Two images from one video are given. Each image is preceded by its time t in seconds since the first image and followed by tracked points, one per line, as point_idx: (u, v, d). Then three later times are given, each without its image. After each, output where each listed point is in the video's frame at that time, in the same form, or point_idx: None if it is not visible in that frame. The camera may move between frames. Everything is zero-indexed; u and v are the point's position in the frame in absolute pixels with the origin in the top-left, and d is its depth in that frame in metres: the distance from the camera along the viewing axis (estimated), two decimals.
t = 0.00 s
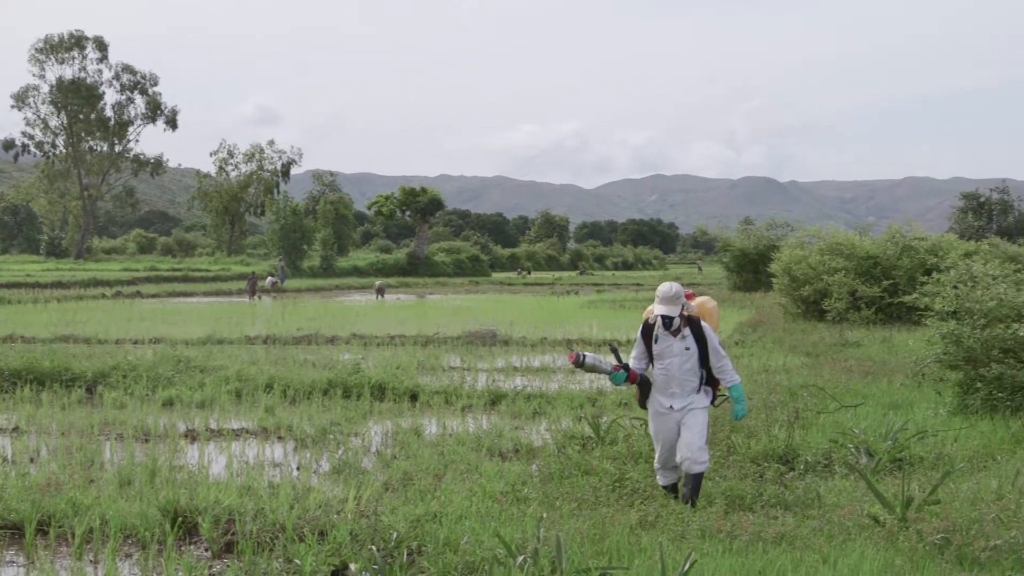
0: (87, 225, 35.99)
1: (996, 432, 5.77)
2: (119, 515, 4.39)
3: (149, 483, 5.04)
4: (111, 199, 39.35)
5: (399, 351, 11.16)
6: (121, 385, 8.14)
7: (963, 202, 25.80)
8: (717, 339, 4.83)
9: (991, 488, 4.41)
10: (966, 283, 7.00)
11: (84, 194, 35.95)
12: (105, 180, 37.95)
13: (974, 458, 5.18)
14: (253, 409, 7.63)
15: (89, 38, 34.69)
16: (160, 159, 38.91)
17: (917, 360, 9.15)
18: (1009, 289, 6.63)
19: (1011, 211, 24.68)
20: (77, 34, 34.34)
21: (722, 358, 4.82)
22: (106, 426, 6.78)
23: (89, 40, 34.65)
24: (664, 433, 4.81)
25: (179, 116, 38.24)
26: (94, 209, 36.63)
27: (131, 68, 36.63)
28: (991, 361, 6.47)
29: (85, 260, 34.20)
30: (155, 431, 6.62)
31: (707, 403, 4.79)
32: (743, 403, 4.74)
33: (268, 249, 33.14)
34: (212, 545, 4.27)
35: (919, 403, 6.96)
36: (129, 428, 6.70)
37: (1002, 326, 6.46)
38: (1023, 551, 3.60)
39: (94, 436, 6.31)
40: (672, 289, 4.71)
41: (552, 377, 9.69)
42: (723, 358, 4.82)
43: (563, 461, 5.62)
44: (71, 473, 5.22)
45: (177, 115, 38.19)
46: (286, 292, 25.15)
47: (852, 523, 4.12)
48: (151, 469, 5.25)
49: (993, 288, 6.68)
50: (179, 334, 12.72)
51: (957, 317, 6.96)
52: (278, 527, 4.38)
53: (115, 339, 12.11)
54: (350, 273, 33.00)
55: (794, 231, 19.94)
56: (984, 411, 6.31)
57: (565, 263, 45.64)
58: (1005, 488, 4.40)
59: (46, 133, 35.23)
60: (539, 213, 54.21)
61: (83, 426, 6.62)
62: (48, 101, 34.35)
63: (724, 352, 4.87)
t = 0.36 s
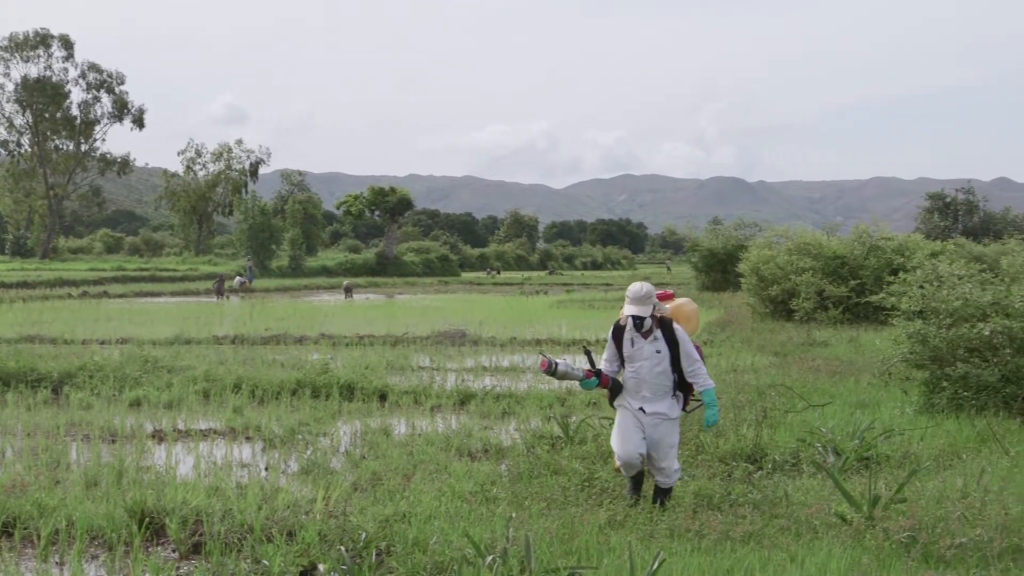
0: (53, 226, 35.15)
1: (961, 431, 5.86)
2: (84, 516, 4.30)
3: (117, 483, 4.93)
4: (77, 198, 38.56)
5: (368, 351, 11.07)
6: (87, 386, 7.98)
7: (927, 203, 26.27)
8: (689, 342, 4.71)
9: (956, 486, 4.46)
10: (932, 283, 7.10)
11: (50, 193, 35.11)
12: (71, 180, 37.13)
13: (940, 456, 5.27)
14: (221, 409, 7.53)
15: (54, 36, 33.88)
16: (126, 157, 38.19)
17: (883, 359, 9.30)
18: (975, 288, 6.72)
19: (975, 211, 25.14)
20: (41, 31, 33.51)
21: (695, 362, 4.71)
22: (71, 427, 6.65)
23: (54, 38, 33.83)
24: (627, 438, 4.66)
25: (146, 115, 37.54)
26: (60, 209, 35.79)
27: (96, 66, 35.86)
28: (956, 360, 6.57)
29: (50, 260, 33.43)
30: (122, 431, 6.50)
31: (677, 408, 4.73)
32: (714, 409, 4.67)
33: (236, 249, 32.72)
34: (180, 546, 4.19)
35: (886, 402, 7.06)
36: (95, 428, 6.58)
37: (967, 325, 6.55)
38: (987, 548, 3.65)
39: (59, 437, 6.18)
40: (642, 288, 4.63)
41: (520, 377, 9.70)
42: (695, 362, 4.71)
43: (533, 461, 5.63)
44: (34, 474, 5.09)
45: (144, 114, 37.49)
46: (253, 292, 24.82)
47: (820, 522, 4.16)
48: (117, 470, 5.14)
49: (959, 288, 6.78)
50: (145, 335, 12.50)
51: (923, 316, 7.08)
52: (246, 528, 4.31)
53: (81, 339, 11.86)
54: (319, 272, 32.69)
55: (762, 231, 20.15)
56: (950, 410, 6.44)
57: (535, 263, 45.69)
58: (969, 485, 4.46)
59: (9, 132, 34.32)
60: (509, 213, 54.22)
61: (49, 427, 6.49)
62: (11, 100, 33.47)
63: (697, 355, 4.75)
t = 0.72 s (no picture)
0: (14, 226, 34.25)
1: (925, 429, 5.96)
2: (48, 518, 4.20)
3: (81, 484, 4.82)
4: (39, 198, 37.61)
5: (335, 352, 10.96)
6: (51, 386, 7.80)
7: (892, 203, 26.76)
8: (647, 355, 4.51)
9: (920, 484, 4.53)
10: (897, 283, 7.22)
11: (12, 193, 34.18)
12: (33, 178, 36.22)
13: (904, 455, 5.35)
14: (187, 409, 7.41)
15: (17, 33, 33.00)
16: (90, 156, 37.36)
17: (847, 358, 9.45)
18: (939, 287, 6.81)
19: (939, 211, 25.69)
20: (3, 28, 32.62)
21: (651, 375, 4.49)
22: (34, 428, 6.51)
23: (16, 35, 32.96)
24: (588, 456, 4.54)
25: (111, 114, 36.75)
26: (22, 209, 34.87)
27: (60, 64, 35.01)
28: (920, 360, 6.68)
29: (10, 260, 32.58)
30: (86, 432, 6.36)
31: (640, 422, 4.56)
32: (658, 424, 4.34)
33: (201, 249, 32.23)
34: (144, 547, 4.09)
35: (851, 401, 7.16)
36: (59, 429, 6.43)
37: (930, 325, 6.65)
38: (950, 546, 3.72)
39: (21, 438, 6.03)
40: (597, 302, 4.48)
41: (488, 376, 9.68)
42: (653, 375, 4.49)
43: (500, 461, 5.61)
44: None
45: (109, 113, 36.70)
46: (219, 292, 24.40)
47: (785, 521, 4.21)
48: (82, 470, 5.03)
49: (923, 288, 6.88)
50: (109, 335, 12.23)
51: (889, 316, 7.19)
52: (212, 529, 4.24)
53: (44, 339, 11.59)
54: (286, 272, 32.31)
55: (728, 232, 20.38)
56: (914, 409, 6.57)
57: (502, 263, 45.67)
58: (933, 484, 4.54)
59: None
60: (476, 213, 54.17)
61: (11, 428, 6.34)
62: None
63: (656, 368, 4.53)
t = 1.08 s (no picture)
0: None
1: (886, 428, 6.07)
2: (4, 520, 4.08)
3: (39, 486, 4.68)
4: None
5: (297, 351, 10.81)
6: (7, 388, 7.59)
7: (852, 204, 27.31)
8: (613, 346, 4.50)
9: (880, 483, 4.61)
10: (857, 282, 7.36)
11: None
12: None
13: (865, 454, 5.44)
14: (148, 410, 7.25)
15: None
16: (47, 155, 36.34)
17: (808, 357, 9.60)
18: (898, 287, 6.94)
19: (899, 211, 26.28)
20: None
21: (619, 367, 4.49)
22: None
23: None
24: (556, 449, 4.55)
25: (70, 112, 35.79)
26: None
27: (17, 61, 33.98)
28: (880, 359, 6.81)
29: None
30: (44, 433, 6.20)
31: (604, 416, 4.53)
32: (641, 417, 4.38)
33: (162, 248, 31.68)
34: (104, 549, 3.99)
35: (812, 400, 7.29)
36: (15, 431, 6.25)
37: (890, 324, 6.77)
38: (909, 543, 3.78)
39: None
40: (561, 292, 4.48)
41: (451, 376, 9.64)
42: (620, 366, 4.49)
43: (463, 460, 5.59)
44: None
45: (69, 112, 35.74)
46: (180, 292, 23.90)
47: (747, 519, 4.25)
48: (40, 472, 4.89)
49: (883, 288, 7.01)
50: (67, 335, 11.92)
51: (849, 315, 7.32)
52: (173, 530, 4.15)
53: None
54: (248, 272, 31.82)
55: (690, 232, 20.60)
56: (874, 407, 6.71)
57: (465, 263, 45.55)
58: (893, 482, 4.62)
59: None
60: (439, 213, 53.97)
61: None
62: None
63: (623, 360, 4.52)
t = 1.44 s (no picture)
0: None
1: (844, 427, 6.18)
2: None
3: None
4: None
5: (257, 352, 10.63)
6: None
7: (811, 204, 27.88)
8: (585, 348, 4.35)
9: (837, 481, 4.70)
10: (815, 282, 7.48)
11: None
12: None
13: (823, 453, 5.53)
14: (105, 411, 7.08)
15: None
16: None
17: (766, 357, 9.75)
18: (856, 287, 7.09)
19: (856, 212, 26.85)
20: None
21: (590, 369, 4.34)
22: None
23: None
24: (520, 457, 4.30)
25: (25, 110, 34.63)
26: None
27: None
28: (838, 358, 6.96)
29: None
30: None
31: (574, 423, 4.34)
32: (608, 422, 4.23)
33: (119, 248, 31.01)
34: (60, 551, 3.87)
35: (771, 399, 7.39)
36: None
37: (848, 324, 6.92)
38: (866, 541, 3.84)
39: None
40: (534, 288, 4.26)
41: (411, 376, 9.57)
42: (592, 369, 4.34)
43: (423, 460, 5.55)
44: None
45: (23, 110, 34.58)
46: (138, 291, 23.36)
47: (707, 518, 4.30)
48: None
49: (841, 288, 7.15)
50: (21, 335, 11.58)
51: (808, 314, 7.44)
52: (130, 532, 4.04)
53: None
54: (207, 273, 31.25)
55: (651, 232, 20.79)
56: (832, 406, 6.86)
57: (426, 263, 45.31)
58: (850, 481, 4.71)
59: None
60: (399, 213, 53.62)
61: None
62: None
63: (595, 362, 4.37)
